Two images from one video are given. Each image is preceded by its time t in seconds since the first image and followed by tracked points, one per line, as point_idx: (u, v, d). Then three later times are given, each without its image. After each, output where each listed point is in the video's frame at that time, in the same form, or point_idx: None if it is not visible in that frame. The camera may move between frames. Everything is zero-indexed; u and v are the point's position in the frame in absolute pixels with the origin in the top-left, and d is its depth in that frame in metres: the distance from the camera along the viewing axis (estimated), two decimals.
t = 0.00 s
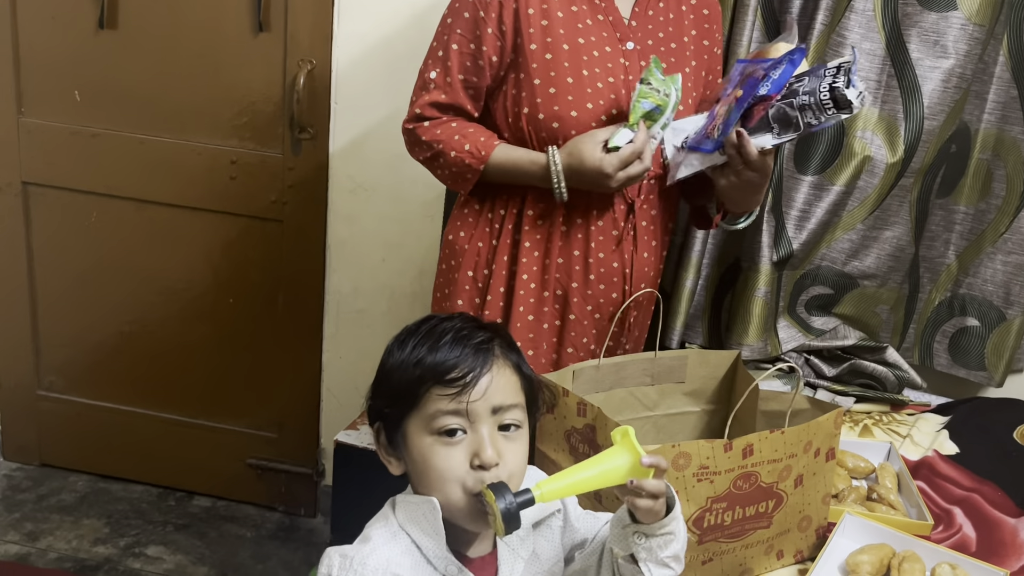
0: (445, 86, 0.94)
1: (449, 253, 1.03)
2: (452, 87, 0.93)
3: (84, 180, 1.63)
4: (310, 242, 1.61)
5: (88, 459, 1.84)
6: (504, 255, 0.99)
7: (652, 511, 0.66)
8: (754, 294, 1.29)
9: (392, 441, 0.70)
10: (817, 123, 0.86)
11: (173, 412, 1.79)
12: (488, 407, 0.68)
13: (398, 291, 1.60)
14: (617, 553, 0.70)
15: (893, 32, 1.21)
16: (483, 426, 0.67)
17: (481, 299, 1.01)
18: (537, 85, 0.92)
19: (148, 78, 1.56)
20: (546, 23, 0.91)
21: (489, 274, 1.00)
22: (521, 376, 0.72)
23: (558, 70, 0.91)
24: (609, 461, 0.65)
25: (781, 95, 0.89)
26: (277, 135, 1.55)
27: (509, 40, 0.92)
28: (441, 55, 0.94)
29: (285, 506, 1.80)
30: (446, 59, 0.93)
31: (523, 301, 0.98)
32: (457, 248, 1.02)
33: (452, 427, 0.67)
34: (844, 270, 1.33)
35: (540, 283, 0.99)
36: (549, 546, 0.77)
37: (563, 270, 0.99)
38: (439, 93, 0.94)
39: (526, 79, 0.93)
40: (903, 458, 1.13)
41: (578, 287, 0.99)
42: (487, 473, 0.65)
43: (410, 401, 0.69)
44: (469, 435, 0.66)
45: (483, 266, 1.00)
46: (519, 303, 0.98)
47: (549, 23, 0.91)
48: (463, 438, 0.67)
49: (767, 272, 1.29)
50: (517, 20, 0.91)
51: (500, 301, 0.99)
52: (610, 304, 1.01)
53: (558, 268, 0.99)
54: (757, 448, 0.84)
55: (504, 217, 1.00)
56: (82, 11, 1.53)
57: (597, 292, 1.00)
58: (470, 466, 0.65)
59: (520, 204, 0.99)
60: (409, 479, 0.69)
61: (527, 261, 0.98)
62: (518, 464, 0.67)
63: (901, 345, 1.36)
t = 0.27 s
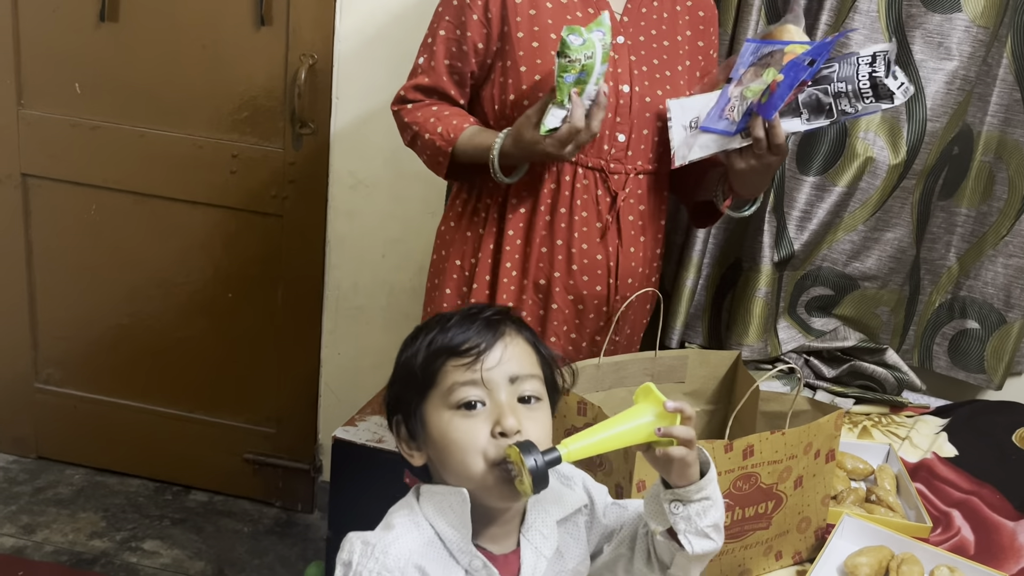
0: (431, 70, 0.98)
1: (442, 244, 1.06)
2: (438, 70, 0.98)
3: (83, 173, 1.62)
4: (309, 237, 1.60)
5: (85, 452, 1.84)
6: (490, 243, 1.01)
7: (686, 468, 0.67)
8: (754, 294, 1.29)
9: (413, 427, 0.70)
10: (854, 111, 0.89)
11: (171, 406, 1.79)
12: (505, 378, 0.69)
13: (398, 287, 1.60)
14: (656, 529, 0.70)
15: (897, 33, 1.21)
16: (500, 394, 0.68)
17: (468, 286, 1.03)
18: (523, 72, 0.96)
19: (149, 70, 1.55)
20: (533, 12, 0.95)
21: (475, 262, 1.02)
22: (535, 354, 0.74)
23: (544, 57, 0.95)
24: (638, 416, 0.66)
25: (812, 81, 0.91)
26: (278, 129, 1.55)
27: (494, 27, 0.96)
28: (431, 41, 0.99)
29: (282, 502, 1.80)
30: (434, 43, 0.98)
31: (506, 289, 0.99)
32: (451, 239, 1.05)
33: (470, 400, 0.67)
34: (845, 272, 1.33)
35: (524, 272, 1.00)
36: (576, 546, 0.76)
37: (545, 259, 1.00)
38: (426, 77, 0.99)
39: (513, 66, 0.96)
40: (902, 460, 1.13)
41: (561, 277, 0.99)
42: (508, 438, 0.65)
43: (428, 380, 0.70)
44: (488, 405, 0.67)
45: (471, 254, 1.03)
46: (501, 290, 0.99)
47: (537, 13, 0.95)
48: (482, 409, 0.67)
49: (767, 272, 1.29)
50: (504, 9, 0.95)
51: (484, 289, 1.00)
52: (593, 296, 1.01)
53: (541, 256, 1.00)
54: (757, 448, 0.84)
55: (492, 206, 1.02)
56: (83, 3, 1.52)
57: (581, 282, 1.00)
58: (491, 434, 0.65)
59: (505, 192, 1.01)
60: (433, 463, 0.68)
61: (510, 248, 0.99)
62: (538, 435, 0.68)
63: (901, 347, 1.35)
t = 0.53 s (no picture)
0: (416, 63, 1.01)
1: (431, 241, 1.06)
2: (422, 64, 1.01)
3: (81, 172, 1.62)
4: (307, 238, 1.60)
5: (81, 452, 1.84)
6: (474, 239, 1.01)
7: (693, 463, 0.66)
8: (753, 298, 1.29)
9: (416, 443, 0.70)
10: (841, 90, 0.90)
11: (168, 407, 1.78)
12: (510, 390, 0.69)
13: (395, 289, 1.59)
14: (673, 534, 0.68)
15: (895, 39, 1.22)
16: (503, 404, 0.68)
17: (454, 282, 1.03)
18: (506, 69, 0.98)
19: (147, 69, 1.55)
20: (517, 11, 0.97)
21: (460, 257, 1.02)
22: (540, 368, 0.74)
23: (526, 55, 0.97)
24: (637, 416, 0.65)
25: (797, 61, 0.92)
26: (276, 129, 1.55)
27: (478, 25, 0.98)
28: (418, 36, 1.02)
29: (277, 503, 1.80)
30: (420, 39, 1.01)
31: (487, 282, 0.99)
32: (439, 235, 1.05)
33: (475, 410, 0.68)
34: (842, 276, 1.33)
35: (508, 268, 1.00)
36: (586, 569, 0.76)
37: (530, 255, 1.00)
38: (412, 71, 1.02)
39: (497, 65, 0.99)
40: (898, 464, 1.13)
41: (545, 274, 0.99)
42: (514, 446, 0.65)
43: (433, 393, 0.70)
44: (494, 415, 0.68)
45: (458, 250, 1.03)
46: (482, 284, 0.99)
47: (521, 12, 0.97)
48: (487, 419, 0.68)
49: (765, 275, 1.29)
50: (489, 8, 0.98)
51: (467, 284, 1.00)
52: (578, 295, 1.01)
53: (524, 253, 1.00)
54: (754, 452, 0.84)
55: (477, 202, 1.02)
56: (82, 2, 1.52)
57: (564, 279, 1.00)
58: (497, 443, 0.66)
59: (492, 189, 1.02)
60: (436, 477, 0.68)
61: (492, 243, 1.00)
62: (542, 445, 0.68)
63: (897, 351, 1.35)
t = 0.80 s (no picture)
0: (406, 74, 1.02)
1: (425, 250, 1.06)
2: (412, 74, 1.01)
3: (76, 180, 1.62)
4: (303, 246, 1.60)
5: (74, 460, 1.82)
6: (466, 247, 1.01)
7: (686, 463, 0.65)
8: (748, 306, 1.29)
9: (398, 455, 0.69)
10: (833, 99, 0.90)
11: (162, 415, 1.77)
12: (486, 390, 0.69)
13: (390, 298, 1.59)
14: (667, 530, 0.67)
15: (890, 48, 1.22)
16: (480, 405, 0.68)
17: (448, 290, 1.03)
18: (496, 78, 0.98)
19: (143, 77, 1.55)
20: (507, 21, 0.97)
21: (452, 266, 1.02)
22: (513, 367, 0.74)
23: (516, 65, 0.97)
24: (623, 412, 0.64)
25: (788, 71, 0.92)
26: (272, 138, 1.55)
27: (468, 35, 0.98)
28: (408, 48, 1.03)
29: (272, 512, 1.79)
30: (410, 50, 1.02)
31: (480, 291, 0.99)
32: (432, 244, 1.05)
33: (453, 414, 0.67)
34: (838, 285, 1.33)
35: (501, 276, 1.00)
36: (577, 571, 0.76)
37: (523, 263, 1.00)
38: (402, 82, 1.03)
39: (487, 74, 0.98)
40: (894, 474, 1.13)
41: (538, 282, 0.99)
42: (497, 444, 0.65)
43: (410, 402, 0.69)
44: (473, 416, 0.67)
45: (450, 258, 1.03)
46: (474, 292, 0.98)
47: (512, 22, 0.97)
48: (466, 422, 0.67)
49: (760, 284, 1.29)
50: (479, 18, 0.98)
51: (460, 292, 1.00)
52: (573, 303, 1.00)
53: (517, 261, 1.00)
54: (750, 461, 0.84)
55: (469, 211, 1.02)
56: (78, 10, 1.52)
57: (558, 287, 0.99)
58: (480, 444, 0.65)
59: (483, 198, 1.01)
60: (421, 485, 0.67)
61: (485, 252, 0.99)
62: (523, 443, 0.68)
63: (893, 360, 1.35)
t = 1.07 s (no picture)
0: (395, 95, 1.01)
1: (416, 272, 1.05)
2: (402, 95, 1.00)
3: (64, 200, 1.61)
4: (293, 266, 1.59)
5: (59, 484, 1.80)
6: (460, 269, 1.00)
7: (642, 449, 0.67)
8: (741, 325, 1.28)
9: (361, 478, 0.73)
10: (836, 125, 0.92)
11: (150, 438, 1.75)
12: (440, 402, 0.74)
13: (381, 318, 1.57)
14: (639, 517, 0.69)
15: (881, 68, 1.23)
16: (435, 417, 0.73)
17: (441, 313, 1.02)
18: (491, 99, 0.98)
19: (134, 97, 1.54)
20: (500, 42, 0.97)
21: (446, 288, 1.01)
22: (463, 377, 0.79)
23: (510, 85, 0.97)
24: (584, 404, 0.66)
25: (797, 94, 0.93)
26: (262, 157, 1.54)
27: (460, 56, 0.98)
28: (396, 69, 1.02)
29: (261, 536, 1.76)
30: (399, 71, 1.01)
31: (474, 313, 0.98)
32: (424, 266, 1.04)
33: (409, 429, 0.71)
34: (831, 304, 1.33)
35: (495, 298, 0.99)
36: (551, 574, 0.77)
37: (517, 284, 0.99)
38: (391, 103, 1.02)
39: (480, 95, 0.98)
40: (890, 494, 1.12)
41: (533, 302, 0.98)
42: (458, 452, 0.69)
43: (365, 425, 0.73)
44: (428, 431, 0.71)
45: (443, 280, 1.02)
46: (469, 315, 0.98)
47: (504, 43, 0.97)
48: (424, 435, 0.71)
49: (753, 304, 1.28)
50: (471, 39, 0.98)
51: (455, 315, 0.99)
52: (569, 323, 1.00)
53: (512, 282, 0.99)
54: (745, 483, 0.83)
55: (462, 233, 1.01)
56: (68, 30, 1.52)
57: (552, 308, 0.99)
58: (441, 455, 0.69)
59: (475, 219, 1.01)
60: (388, 507, 0.71)
61: (479, 273, 0.98)
62: (484, 448, 0.72)
63: (887, 380, 1.35)
